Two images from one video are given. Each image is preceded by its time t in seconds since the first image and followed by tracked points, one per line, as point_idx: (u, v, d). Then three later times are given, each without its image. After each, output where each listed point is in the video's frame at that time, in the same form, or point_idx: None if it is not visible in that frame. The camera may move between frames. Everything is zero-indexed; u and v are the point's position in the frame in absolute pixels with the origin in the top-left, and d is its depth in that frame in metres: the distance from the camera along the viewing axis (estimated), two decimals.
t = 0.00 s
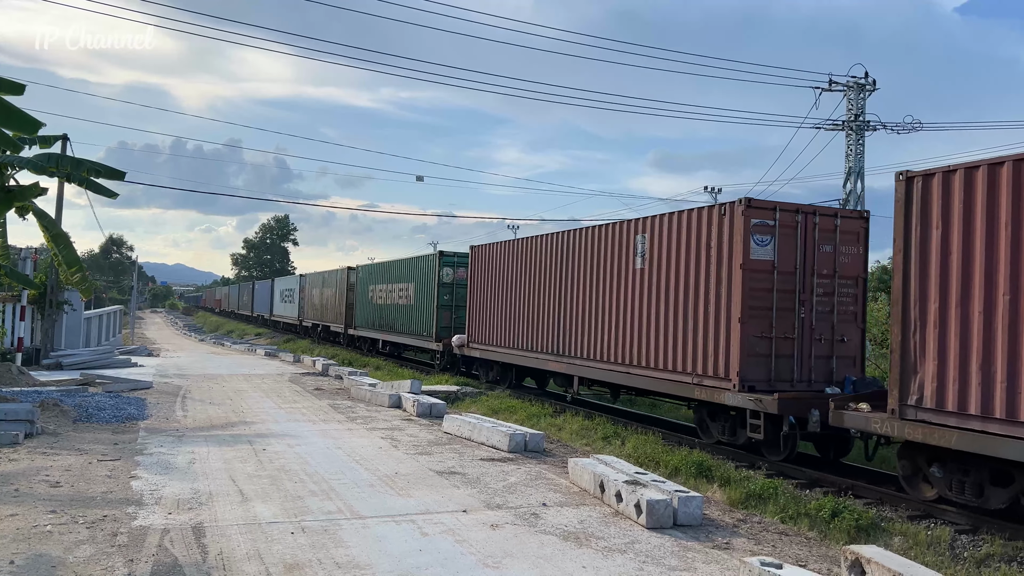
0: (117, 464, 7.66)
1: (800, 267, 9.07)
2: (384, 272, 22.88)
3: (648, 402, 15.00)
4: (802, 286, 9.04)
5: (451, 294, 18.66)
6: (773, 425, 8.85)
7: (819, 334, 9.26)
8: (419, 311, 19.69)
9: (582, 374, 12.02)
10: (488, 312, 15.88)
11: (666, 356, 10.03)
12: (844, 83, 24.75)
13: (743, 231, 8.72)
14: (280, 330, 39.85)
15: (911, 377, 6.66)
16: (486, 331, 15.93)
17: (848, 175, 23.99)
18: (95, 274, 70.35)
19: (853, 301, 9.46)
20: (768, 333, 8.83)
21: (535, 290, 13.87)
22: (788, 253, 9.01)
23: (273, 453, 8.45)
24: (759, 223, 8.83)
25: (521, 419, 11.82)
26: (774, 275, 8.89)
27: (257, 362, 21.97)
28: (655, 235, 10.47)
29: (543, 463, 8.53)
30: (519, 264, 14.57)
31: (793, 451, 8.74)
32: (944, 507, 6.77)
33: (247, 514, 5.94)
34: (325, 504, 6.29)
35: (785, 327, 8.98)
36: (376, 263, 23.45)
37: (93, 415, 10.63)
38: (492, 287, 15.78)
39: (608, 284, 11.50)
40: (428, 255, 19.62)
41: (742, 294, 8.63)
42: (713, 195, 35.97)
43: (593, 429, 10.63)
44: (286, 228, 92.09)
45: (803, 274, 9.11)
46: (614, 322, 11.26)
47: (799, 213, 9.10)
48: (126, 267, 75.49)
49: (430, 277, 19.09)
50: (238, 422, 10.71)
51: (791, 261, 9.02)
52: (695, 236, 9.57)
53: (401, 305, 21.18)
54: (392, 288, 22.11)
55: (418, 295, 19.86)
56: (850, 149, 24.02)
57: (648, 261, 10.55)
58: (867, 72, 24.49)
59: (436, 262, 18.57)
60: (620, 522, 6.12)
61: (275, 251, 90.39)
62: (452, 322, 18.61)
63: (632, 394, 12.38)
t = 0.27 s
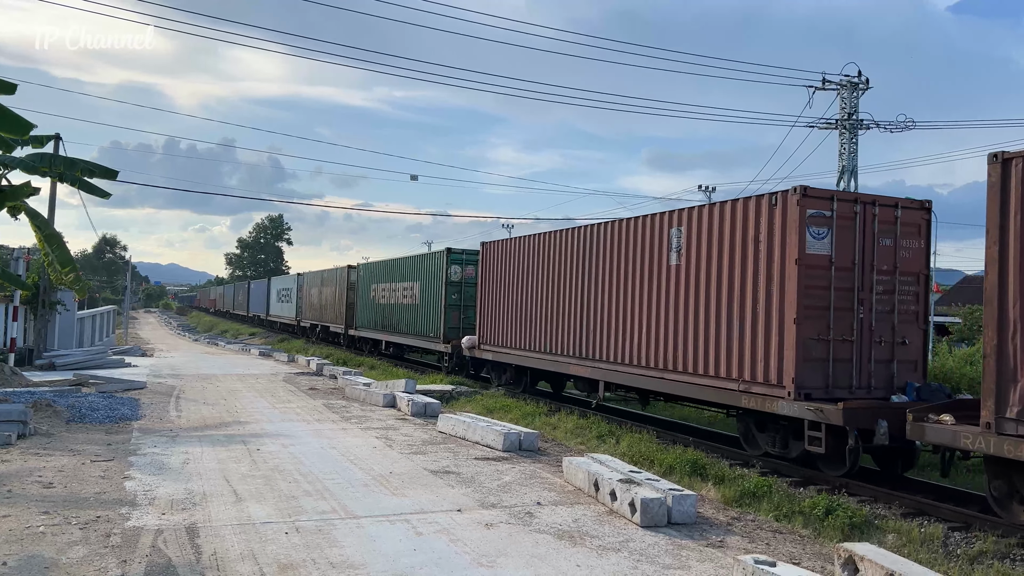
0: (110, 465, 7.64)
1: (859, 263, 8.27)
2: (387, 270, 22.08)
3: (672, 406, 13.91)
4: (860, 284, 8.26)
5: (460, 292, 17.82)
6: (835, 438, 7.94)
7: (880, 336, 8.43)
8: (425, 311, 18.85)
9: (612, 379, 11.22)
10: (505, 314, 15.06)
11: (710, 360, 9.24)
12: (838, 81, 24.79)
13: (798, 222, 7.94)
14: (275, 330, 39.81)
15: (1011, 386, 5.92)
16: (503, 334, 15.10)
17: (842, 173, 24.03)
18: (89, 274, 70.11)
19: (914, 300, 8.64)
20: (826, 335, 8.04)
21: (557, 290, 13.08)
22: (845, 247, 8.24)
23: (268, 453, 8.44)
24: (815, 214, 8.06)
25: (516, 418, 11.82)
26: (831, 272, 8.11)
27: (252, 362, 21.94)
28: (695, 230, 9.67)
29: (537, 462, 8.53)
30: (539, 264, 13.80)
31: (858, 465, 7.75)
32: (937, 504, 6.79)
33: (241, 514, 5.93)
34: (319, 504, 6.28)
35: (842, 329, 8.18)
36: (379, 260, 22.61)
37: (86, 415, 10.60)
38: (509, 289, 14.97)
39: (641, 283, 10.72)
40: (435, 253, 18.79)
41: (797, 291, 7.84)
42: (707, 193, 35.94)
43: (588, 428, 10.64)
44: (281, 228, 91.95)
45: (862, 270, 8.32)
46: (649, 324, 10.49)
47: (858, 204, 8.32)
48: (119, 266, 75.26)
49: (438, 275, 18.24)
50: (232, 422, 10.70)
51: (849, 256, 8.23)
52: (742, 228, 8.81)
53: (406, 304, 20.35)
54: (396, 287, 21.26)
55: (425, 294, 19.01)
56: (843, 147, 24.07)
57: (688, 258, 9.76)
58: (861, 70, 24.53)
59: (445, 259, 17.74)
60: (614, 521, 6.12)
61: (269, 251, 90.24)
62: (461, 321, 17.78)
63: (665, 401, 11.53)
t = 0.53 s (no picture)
0: (102, 464, 7.61)
1: (929, 257, 7.53)
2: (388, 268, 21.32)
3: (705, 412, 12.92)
4: (931, 280, 7.51)
5: (467, 291, 17.01)
6: (910, 453, 7.04)
7: (951, 337, 7.68)
8: (430, 310, 18.01)
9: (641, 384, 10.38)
10: (517, 314, 14.16)
11: (757, 364, 8.44)
12: (830, 80, 24.85)
13: (864, 213, 7.20)
14: (268, 329, 39.75)
15: None
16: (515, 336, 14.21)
17: (834, 171, 24.11)
18: (80, 273, 69.80)
19: (987, 298, 7.88)
20: (894, 337, 7.30)
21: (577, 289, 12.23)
22: (915, 240, 7.48)
23: (260, 452, 8.41)
24: (883, 204, 7.31)
25: (509, 417, 11.82)
26: (900, 266, 7.37)
27: (245, 361, 21.89)
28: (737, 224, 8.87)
29: (530, 460, 8.53)
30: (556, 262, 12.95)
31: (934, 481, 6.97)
32: (929, 501, 6.82)
33: (233, 514, 5.91)
34: (312, 503, 6.27)
35: (912, 330, 7.43)
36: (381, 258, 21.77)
37: (78, 415, 10.55)
38: (522, 288, 14.09)
39: (673, 282, 9.92)
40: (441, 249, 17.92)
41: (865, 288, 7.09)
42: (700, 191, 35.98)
43: (581, 426, 10.64)
44: (273, 227, 91.76)
45: (932, 264, 7.58)
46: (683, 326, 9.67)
47: (928, 191, 7.58)
48: (111, 265, 74.93)
49: (445, 273, 17.38)
50: (225, 421, 10.67)
51: (919, 249, 7.48)
52: (796, 221, 8.04)
53: (410, 304, 19.48)
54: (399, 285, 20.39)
55: (430, 293, 18.14)
56: (835, 145, 24.14)
57: (730, 255, 8.94)
58: (853, 69, 24.60)
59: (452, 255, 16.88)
60: (607, 518, 6.13)
61: (262, 249, 90.02)
62: (469, 321, 16.94)
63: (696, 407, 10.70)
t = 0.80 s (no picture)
0: (93, 463, 7.57)
1: (1016, 249, 6.63)
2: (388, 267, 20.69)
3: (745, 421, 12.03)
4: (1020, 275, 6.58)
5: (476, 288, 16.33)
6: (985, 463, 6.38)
7: None
8: (437, 308, 17.20)
9: (677, 391, 9.44)
10: (533, 313, 13.20)
11: (815, 370, 7.51)
12: (822, 78, 24.91)
13: (949, 197, 6.22)
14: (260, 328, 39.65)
15: None
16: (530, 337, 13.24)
17: (826, 169, 24.19)
18: (71, 271, 69.42)
19: None
20: (981, 339, 6.36)
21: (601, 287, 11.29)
22: (1002, 230, 6.56)
23: (252, 451, 8.38)
24: (968, 188, 6.38)
25: (502, 414, 11.83)
26: (988, 260, 6.43)
27: (237, 360, 21.82)
28: (790, 216, 7.95)
29: (523, 457, 8.53)
30: (576, 258, 12.01)
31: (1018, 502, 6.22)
32: (919, 497, 6.85)
33: (225, 512, 5.89)
34: (304, 501, 6.26)
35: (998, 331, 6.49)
36: (383, 254, 20.94)
37: (68, 413, 10.49)
38: (538, 285, 13.11)
39: (713, 280, 9.00)
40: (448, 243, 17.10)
41: (951, 285, 6.13)
42: (692, 188, 36.06)
43: (573, 423, 10.65)
44: (265, 224, 91.52)
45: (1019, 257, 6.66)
46: (727, 327, 8.74)
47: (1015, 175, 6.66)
48: (101, 263, 74.57)
49: (452, 269, 16.56)
50: (216, 419, 10.63)
51: (1005, 241, 6.56)
52: (859, 211, 7.13)
53: (414, 301, 18.67)
54: (402, 282, 19.54)
55: (437, 290, 17.32)
56: (827, 143, 24.21)
57: (782, 250, 8.01)
58: (844, 66, 24.68)
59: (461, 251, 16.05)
60: (599, 515, 6.14)
61: (254, 247, 89.77)
62: (478, 320, 16.13)
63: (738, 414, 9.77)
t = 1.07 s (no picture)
0: (83, 461, 7.54)
1: None
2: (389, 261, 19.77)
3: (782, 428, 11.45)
4: None
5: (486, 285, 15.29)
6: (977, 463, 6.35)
7: None
8: (444, 305, 16.18)
9: (720, 396, 8.52)
10: (553, 310, 12.27)
11: (846, 372, 7.04)
12: (812, 76, 24.99)
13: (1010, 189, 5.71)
14: (251, 325, 39.60)
15: None
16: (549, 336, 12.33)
17: (816, 167, 24.29)
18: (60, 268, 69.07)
19: None
20: None
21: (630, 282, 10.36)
22: None
23: (243, 448, 8.36)
24: None
25: (494, 411, 11.83)
26: None
27: (228, 357, 21.75)
28: (858, 201, 7.02)
29: (515, 454, 8.54)
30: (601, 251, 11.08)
31: None
32: (909, 493, 6.88)
33: (216, 509, 5.87)
34: (296, 498, 6.25)
35: None
36: (386, 249, 19.93)
37: (58, 411, 10.45)
38: (559, 281, 12.18)
39: (764, 274, 8.10)
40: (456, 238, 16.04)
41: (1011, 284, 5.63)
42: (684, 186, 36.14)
43: (565, 420, 10.66)
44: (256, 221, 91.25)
45: None
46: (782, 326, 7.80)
47: None
48: (91, 260, 74.24)
49: (461, 265, 15.48)
50: (207, 416, 10.60)
51: None
52: (937, 195, 6.27)
53: (419, 298, 17.65)
54: (406, 279, 18.53)
55: (444, 287, 16.31)
56: (818, 141, 24.31)
57: (849, 240, 7.07)
58: (835, 64, 24.77)
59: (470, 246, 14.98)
60: (591, 512, 6.15)
61: (245, 244, 89.49)
62: (489, 319, 15.09)
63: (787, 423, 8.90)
